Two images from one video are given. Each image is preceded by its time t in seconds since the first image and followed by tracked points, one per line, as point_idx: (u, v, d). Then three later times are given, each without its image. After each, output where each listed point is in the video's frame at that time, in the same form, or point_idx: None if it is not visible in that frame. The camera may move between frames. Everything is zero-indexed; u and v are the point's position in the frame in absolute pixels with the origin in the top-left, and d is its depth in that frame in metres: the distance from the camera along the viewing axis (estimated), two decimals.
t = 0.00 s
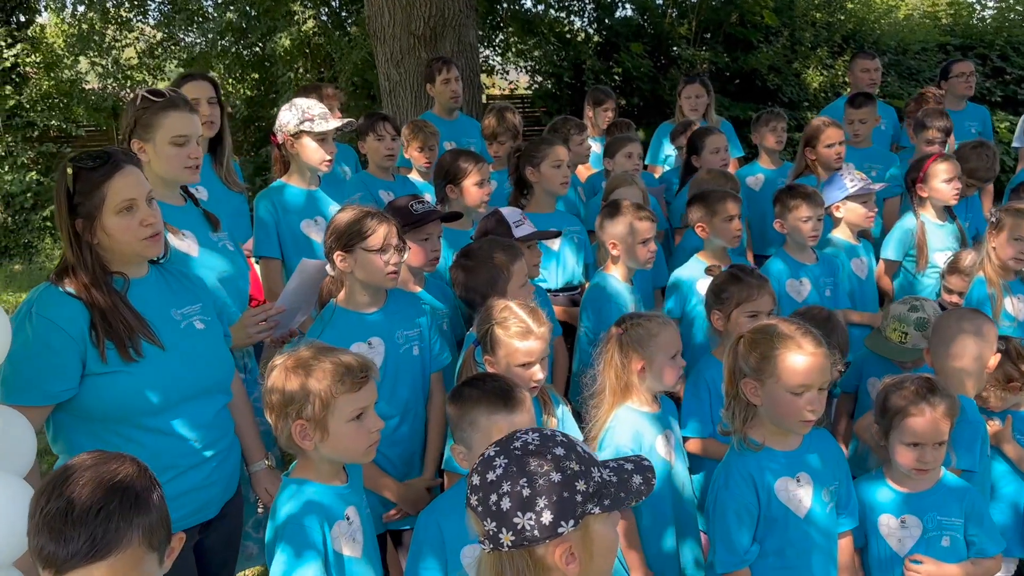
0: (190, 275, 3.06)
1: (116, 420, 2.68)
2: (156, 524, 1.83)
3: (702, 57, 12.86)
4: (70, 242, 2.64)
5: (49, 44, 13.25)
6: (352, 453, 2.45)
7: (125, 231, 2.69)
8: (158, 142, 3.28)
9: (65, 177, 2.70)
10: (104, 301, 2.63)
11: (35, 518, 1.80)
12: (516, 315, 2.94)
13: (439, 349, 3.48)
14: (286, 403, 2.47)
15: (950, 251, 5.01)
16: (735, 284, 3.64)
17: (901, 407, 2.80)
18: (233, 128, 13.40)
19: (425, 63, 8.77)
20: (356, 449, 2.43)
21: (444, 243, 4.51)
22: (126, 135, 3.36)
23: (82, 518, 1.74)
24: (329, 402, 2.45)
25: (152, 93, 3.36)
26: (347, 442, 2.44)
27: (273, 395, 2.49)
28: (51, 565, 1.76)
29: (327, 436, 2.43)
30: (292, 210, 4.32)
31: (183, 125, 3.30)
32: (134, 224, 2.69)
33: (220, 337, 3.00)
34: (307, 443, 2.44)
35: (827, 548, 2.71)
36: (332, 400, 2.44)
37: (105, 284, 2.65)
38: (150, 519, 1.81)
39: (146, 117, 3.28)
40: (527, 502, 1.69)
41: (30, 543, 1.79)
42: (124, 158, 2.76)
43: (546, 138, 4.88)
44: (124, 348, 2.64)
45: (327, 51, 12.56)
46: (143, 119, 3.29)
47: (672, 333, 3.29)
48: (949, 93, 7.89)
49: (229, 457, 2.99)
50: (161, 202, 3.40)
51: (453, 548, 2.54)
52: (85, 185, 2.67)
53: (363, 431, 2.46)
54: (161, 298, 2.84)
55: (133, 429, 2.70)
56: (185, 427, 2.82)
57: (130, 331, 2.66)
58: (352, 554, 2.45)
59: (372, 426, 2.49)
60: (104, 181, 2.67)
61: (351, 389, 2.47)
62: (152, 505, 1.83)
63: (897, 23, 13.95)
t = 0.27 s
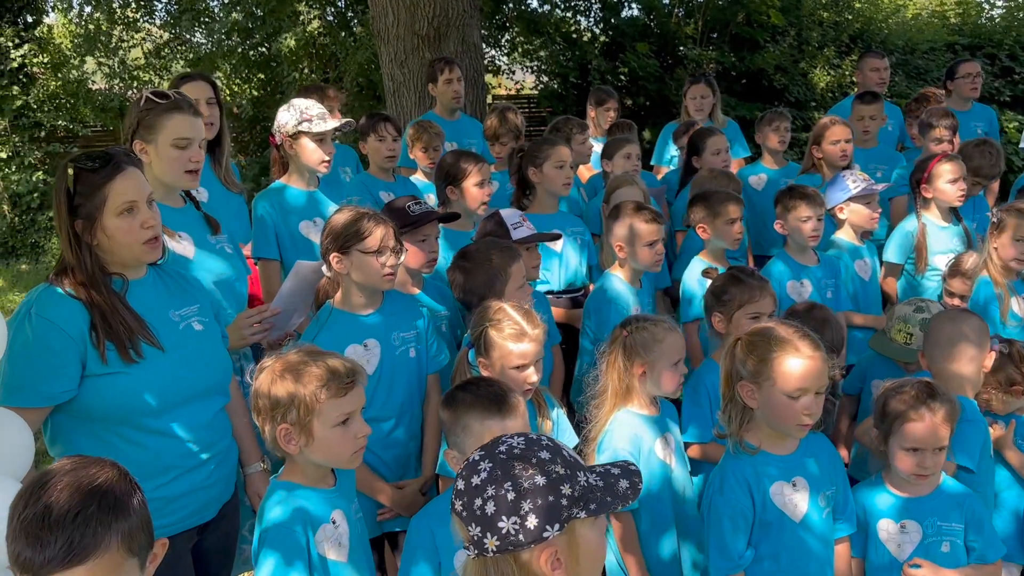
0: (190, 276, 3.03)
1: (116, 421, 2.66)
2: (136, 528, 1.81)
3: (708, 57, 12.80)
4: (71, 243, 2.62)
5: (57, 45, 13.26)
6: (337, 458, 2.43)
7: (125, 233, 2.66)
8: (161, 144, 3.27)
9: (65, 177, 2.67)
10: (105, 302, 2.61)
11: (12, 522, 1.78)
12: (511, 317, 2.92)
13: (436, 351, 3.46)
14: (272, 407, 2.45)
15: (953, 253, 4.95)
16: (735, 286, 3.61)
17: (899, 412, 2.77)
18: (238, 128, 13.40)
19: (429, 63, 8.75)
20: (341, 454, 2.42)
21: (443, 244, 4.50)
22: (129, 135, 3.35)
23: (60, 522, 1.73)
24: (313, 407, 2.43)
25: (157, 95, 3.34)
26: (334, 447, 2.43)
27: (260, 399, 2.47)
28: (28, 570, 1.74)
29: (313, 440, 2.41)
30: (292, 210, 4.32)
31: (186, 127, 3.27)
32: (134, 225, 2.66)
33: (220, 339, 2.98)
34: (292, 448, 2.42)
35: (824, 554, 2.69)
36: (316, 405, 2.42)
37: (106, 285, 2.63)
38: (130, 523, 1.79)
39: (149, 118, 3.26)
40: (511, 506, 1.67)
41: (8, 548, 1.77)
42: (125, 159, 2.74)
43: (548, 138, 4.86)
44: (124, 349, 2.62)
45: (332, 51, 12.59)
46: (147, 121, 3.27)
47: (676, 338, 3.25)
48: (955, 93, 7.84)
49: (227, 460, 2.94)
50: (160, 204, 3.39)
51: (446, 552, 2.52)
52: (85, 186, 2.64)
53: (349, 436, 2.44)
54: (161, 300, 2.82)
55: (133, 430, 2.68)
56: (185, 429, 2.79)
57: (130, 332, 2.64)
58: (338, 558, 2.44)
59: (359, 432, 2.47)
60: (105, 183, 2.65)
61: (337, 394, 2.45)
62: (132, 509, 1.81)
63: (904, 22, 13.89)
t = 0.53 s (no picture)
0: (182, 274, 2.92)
1: (113, 422, 2.53)
2: (114, 513, 1.72)
3: (713, 57, 12.76)
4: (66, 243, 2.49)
5: (63, 45, 13.28)
6: (319, 462, 2.43)
7: (122, 235, 2.55)
8: (154, 141, 3.25)
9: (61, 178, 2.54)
10: (101, 301, 2.48)
11: None
12: (501, 318, 2.90)
13: (429, 352, 3.45)
14: (253, 410, 2.46)
15: (952, 253, 4.94)
16: (731, 286, 3.58)
17: (892, 415, 2.75)
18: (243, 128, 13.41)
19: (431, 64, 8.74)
20: (322, 458, 2.41)
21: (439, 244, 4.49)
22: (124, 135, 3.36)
23: (38, 494, 1.64)
24: (293, 411, 2.43)
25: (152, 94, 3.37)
26: (316, 452, 2.42)
27: (244, 401, 2.47)
28: None
29: (291, 444, 2.41)
30: (288, 210, 4.31)
31: (178, 125, 3.27)
32: (131, 226, 2.55)
33: (214, 338, 2.86)
34: (274, 451, 2.43)
35: (815, 558, 2.67)
36: (298, 409, 2.42)
37: (102, 285, 2.50)
38: (110, 506, 1.71)
39: (143, 116, 3.27)
40: (490, 508, 1.66)
41: None
42: (119, 156, 2.61)
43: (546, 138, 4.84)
44: (120, 349, 2.50)
45: (336, 51, 12.61)
46: (140, 118, 3.28)
47: (672, 339, 3.22)
48: (959, 93, 7.81)
49: (221, 461, 2.83)
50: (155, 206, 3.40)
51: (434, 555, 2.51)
52: (82, 186, 2.52)
53: (331, 441, 2.44)
54: (156, 299, 2.70)
55: (128, 430, 2.56)
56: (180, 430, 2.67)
57: (125, 332, 2.51)
58: (321, 560, 2.42)
59: (339, 436, 2.47)
60: (101, 183, 2.53)
61: (318, 398, 2.45)
62: (112, 495, 1.73)
63: (911, 22, 13.83)
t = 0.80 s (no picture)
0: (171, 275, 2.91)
1: (100, 422, 2.53)
2: (87, 512, 1.71)
3: (717, 56, 12.71)
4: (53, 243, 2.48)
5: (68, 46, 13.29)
6: (301, 466, 2.42)
7: (109, 233, 2.54)
8: (141, 138, 3.26)
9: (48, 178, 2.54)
10: (88, 301, 2.47)
11: None
12: (489, 318, 2.89)
13: (421, 353, 3.44)
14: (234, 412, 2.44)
15: (949, 253, 4.92)
16: (723, 286, 3.57)
17: (883, 417, 2.73)
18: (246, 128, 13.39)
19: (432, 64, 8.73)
20: (302, 462, 2.40)
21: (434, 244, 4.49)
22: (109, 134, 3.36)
23: (11, 494, 1.63)
24: (274, 413, 2.42)
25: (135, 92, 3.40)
26: (296, 455, 2.41)
27: (224, 401, 2.46)
28: None
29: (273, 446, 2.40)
30: (282, 210, 4.30)
31: (164, 120, 3.29)
32: (118, 224, 2.54)
33: (203, 339, 2.86)
34: (254, 455, 2.43)
35: (805, 560, 2.65)
36: (279, 412, 2.41)
37: (90, 286, 2.49)
38: (84, 507, 1.71)
39: (127, 114, 3.29)
40: (472, 510, 1.65)
41: None
42: (106, 156, 2.61)
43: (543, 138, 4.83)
44: (107, 350, 2.49)
45: (339, 51, 12.60)
46: (125, 115, 3.30)
47: (660, 339, 3.21)
48: (961, 93, 7.77)
49: (208, 461, 2.82)
50: (144, 209, 3.33)
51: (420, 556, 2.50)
52: (68, 185, 2.52)
53: (311, 444, 2.43)
54: (144, 300, 2.69)
55: (115, 431, 2.55)
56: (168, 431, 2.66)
57: (112, 333, 2.51)
58: (303, 568, 2.42)
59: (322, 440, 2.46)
60: (87, 182, 2.53)
61: (298, 402, 2.44)
62: (87, 496, 1.73)
63: (916, 22, 13.78)
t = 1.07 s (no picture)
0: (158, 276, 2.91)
1: (82, 424, 2.53)
2: (58, 517, 1.73)
3: (720, 56, 12.68)
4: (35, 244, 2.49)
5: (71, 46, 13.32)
6: (281, 471, 2.42)
7: (90, 233, 2.54)
8: (122, 139, 3.26)
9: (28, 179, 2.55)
10: (70, 303, 2.48)
11: None
12: (476, 320, 2.89)
13: (412, 355, 3.43)
14: (212, 416, 2.44)
15: (946, 254, 4.88)
16: (714, 288, 3.56)
17: (871, 419, 2.72)
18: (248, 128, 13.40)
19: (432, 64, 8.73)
20: (281, 467, 2.40)
21: (427, 245, 4.49)
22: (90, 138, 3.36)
23: None
24: (253, 419, 2.42)
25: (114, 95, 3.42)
26: (276, 460, 2.41)
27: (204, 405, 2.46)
28: None
29: (251, 452, 2.40)
30: (274, 211, 4.31)
31: (144, 120, 3.28)
32: (99, 225, 2.55)
33: (189, 340, 2.86)
34: (233, 461, 2.43)
35: (792, 564, 2.64)
36: (257, 417, 2.41)
37: (72, 288, 2.50)
38: (54, 513, 1.73)
39: (107, 116, 3.29)
40: (456, 518, 1.64)
41: None
42: (88, 158, 2.62)
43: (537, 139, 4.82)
44: (88, 352, 2.49)
45: (341, 52, 12.61)
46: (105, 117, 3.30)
47: (648, 341, 3.21)
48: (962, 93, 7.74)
49: (193, 462, 2.81)
50: (128, 210, 3.34)
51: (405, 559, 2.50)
52: (49, 186, 2.53)
53: (291, 449, 2.43)
54: (129, 301, 2.69)
55: (97, 433, 2.56)
56: (152, 433, 2.66)
57: (95, 335, 2.51)
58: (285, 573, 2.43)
59: (300, 444, 2.46)
60: (67, 183, 2.53)
61: (276, 407, 2.43)
62: (59, 501, 1.75)
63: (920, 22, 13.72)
